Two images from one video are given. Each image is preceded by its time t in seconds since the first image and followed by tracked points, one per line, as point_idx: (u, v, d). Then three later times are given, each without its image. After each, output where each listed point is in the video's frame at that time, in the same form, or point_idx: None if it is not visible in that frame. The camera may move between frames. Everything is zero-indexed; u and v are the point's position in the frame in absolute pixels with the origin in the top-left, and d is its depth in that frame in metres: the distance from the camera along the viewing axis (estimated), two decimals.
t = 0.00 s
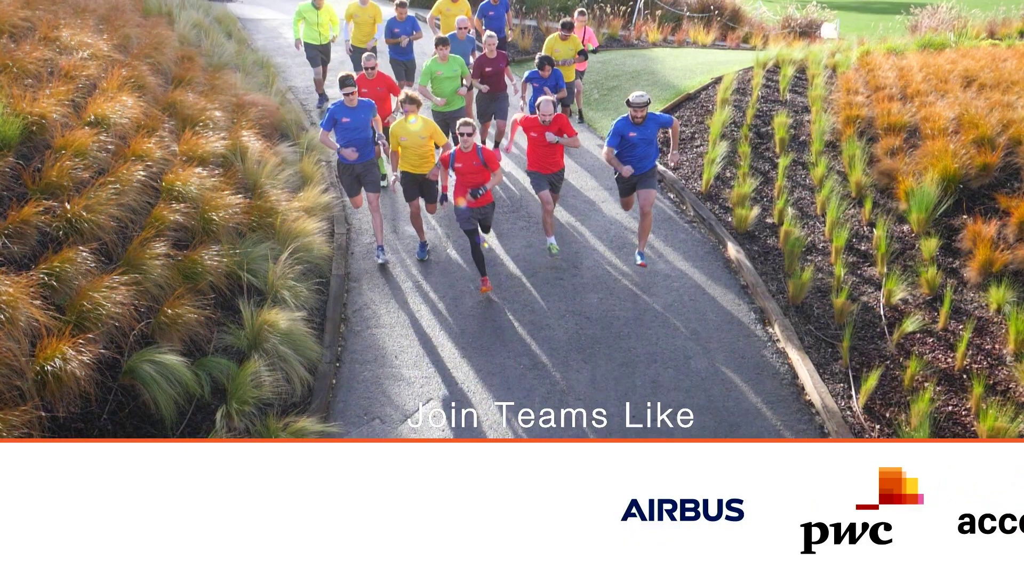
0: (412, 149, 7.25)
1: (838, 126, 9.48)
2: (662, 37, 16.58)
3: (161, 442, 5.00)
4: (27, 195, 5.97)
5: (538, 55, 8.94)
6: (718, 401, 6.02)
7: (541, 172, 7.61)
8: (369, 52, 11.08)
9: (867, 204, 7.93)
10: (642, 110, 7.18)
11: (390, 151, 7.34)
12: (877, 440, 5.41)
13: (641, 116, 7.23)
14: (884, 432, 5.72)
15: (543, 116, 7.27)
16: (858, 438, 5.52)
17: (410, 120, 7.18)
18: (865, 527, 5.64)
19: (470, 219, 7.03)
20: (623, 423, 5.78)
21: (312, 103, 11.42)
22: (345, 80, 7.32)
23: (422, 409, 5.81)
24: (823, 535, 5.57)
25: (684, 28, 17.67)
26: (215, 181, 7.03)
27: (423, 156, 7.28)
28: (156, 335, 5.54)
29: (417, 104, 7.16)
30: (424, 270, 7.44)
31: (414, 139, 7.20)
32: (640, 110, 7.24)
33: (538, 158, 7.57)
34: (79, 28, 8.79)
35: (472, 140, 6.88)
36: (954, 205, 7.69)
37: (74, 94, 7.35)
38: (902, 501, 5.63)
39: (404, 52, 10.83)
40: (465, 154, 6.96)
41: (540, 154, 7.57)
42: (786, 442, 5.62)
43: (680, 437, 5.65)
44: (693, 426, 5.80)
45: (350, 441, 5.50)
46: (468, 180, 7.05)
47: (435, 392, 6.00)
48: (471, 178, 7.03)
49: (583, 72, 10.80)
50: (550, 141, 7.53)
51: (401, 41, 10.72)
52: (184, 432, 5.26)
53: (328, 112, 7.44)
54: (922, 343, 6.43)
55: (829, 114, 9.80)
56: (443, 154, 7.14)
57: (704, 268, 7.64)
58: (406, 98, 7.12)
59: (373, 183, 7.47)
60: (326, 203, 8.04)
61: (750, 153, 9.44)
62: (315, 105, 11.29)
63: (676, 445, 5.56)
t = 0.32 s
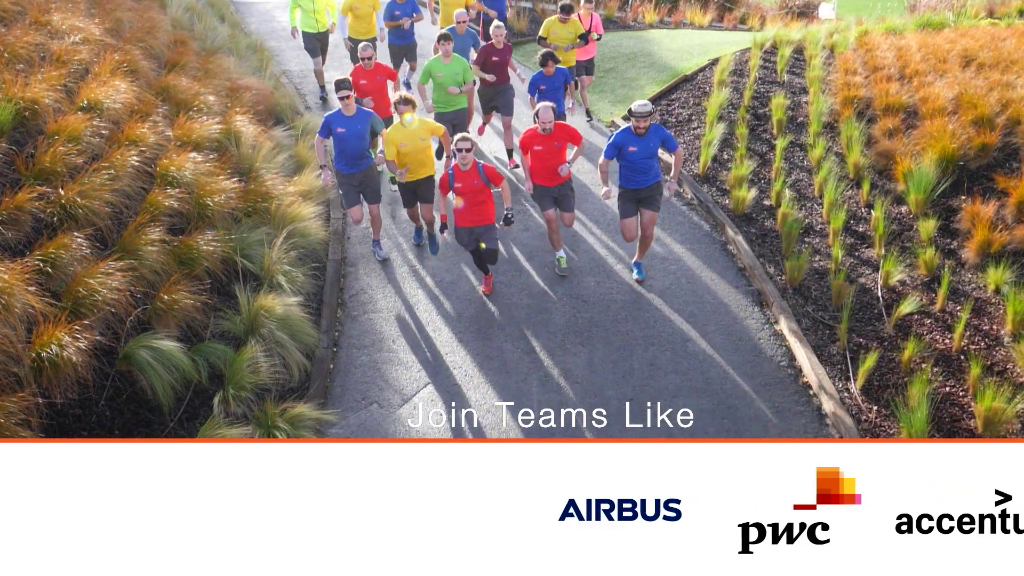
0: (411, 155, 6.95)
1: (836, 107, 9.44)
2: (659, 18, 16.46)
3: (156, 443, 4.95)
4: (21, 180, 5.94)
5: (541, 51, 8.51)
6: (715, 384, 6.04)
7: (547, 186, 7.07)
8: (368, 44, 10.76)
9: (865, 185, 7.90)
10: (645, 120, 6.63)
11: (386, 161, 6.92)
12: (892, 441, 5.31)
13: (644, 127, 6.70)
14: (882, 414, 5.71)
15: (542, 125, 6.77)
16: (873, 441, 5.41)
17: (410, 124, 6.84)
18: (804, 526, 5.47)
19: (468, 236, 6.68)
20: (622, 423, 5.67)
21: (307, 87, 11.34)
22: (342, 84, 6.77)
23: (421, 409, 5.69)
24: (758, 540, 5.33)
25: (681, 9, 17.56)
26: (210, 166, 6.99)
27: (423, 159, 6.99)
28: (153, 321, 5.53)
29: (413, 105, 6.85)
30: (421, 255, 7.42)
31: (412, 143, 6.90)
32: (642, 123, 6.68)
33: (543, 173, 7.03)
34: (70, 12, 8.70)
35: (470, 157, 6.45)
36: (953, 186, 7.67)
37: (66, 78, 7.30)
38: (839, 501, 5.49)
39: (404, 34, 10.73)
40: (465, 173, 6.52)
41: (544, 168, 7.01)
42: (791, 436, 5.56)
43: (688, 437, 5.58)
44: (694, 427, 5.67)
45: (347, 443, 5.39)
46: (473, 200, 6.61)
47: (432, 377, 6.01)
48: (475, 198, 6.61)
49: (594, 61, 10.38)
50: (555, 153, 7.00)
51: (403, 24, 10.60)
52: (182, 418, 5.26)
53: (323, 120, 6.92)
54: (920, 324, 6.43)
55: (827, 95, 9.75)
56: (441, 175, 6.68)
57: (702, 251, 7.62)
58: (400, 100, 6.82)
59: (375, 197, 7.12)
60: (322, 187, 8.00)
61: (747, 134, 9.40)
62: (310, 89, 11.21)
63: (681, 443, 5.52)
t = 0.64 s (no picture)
0: (410, 157, 6.57)
1: (837, 84, 9.37)
2: None
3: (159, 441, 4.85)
4: (15, 161, 5.88)
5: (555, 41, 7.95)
6: (714, 362, 6.04)
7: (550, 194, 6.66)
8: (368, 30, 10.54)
9: (865, 163, 7.86)
10: (648, 126, 6.12)
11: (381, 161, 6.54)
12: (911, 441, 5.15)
13: (646, 134, 6.17)
14: (881, 391, 5.72)
15: (550, 128, 6.30)
16: (891, 440, 5.24)
17: (409, 124, 6.48)
18: (741, 526, 5.13)
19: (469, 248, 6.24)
20: (623, 403, 5.67)
21: (302, 65, 11.23)
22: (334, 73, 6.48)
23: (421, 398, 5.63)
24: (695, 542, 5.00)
25: None
26: (206, 146, 6.94)
27: (424, 162, 6.65)
28: (151, 303, 5.52)
29: (412, 103, 6.57)
30: (419, 235, 7.39)
31: (413, 145, 6.53)
32: (644, 129, 6.15)
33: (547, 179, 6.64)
34: None
35: (472, 161, 5.97)
36: (954, 163, 7.63)
37: (59, 58, 7.22)
38: (775, 502, 5.18)
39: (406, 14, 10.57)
40: (466, 176, 6.03)
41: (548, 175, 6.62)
42: (790, 415, 5.57)
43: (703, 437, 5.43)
44: (696, 427, 5.51)
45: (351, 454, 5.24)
46: (472, 209, 6.09)
47: (432, 356, 6.02)
48: (475, 207, 6.08)
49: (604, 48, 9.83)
50: (562, 159, 6.60)
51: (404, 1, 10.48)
52: (181, 400, 5.26)
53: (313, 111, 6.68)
54: (920, 302, 6.43)
55: (827, 72, 9.67)
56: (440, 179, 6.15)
57: (702, 230, 7.59)
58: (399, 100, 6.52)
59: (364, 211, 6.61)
60: (319, 167, 7.96)
61: (747, 112, 9.35)
62: (305, 68, 11.11)
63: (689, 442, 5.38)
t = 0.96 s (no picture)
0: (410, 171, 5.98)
1: (838, 56, 9.27)
2: None
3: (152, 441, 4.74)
4: (8, 137, 5.82)
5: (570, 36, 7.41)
6: (715, 336, 6.03)
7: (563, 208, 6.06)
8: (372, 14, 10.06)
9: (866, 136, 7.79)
10: (654, 140, 5.46)
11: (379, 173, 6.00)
12: (936, 440, 4.88)
13: (652, 148, 5.50)
14: (880, 364, 5.71)
15: (560, 135, 5.76)
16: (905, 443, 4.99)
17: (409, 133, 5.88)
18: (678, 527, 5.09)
19: (469, 271, 5.58)
20: (622, 378, 5.66)
21: (298, 40, 11.10)
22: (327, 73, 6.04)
23: (421, 374, 5.63)
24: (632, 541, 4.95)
25: None
26: (201, 121, 6.88)
27: (426, 178, 6.04)
28: (149, 280, 5.49)
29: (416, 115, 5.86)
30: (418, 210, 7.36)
31: (413, 159, 5.95)
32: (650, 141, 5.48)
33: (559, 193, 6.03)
34: None
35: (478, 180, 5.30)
36: (955, 136, 7.57)
37: (51, 32, 7.12)
38: (714, 502, 5.17)
39: None
40: (471, 196, 5.35)
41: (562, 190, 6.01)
42: (789, 389, 5.58)
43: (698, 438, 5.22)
44: (695, 405, 5.47)
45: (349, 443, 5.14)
46: (473, 234, 5.41)
47: (432, 332, 6.01)
48: (477, 232, 5.41)
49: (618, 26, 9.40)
50: (574, 169, 5.97)
51: None
52: (181, 377, 5.25)
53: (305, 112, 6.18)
54: (920, 276, 6.40)
55: (829, 43, 9.56)
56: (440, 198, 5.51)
57: (703, 205, 7.54)
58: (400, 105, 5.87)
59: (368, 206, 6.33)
60: (316, 142, 7.89)
61: (747, 85, 9.26)
62: (301, 42, 10.98)
63: (689, 431, 5.27)
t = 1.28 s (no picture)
0: (399, 178, 5.64)
1: (839, 23, 9.15)
2: None
3: (144, 433, 4.68)
4: None
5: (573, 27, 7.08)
6: (715, 306, 6.02)
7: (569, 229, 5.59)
8: None
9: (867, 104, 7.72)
10: (662, 156, 5.15)
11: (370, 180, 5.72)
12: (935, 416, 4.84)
13: (660, 165, 5.20)
14: (877, 334, 5.69)
15: (566, 150, 5.28)
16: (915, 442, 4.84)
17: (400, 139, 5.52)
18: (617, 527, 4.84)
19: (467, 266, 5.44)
20: (621, 349, 5.65)
21: (292, 8, 10.93)
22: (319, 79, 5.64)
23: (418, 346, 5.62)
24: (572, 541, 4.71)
25: None
26: (194, 91, 6.79)
27: (416, 186, 5.69)
28: (144, 252, 5.46)
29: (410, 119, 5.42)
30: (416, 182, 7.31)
31: (404, 164, 5.60)
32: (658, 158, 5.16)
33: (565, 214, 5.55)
34: None
35: (478, 205, 5.01)
36: (955, 105, 7.50)
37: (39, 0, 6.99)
38: (652, 501, 4.87)
39: None
40: (468, 223, 5.11)
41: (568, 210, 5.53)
42: (786, 359, 5.57)
43: (692, 433, 5.05)
44: (693, 375, 5.47)
45: (344, 430, 5.07)
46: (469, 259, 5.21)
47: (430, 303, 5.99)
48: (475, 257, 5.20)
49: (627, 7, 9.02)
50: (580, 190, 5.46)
51: None
52: (178, 349, 5.23)
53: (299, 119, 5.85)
54: (918, 245, 6.37)
55: (830, 10, 9.42)
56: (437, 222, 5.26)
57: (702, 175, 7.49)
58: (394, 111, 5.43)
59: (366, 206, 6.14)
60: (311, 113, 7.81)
61: (747, 54, 9.15)
62: (295, 11, 10.81)
63: (686, 400, 5.28)
